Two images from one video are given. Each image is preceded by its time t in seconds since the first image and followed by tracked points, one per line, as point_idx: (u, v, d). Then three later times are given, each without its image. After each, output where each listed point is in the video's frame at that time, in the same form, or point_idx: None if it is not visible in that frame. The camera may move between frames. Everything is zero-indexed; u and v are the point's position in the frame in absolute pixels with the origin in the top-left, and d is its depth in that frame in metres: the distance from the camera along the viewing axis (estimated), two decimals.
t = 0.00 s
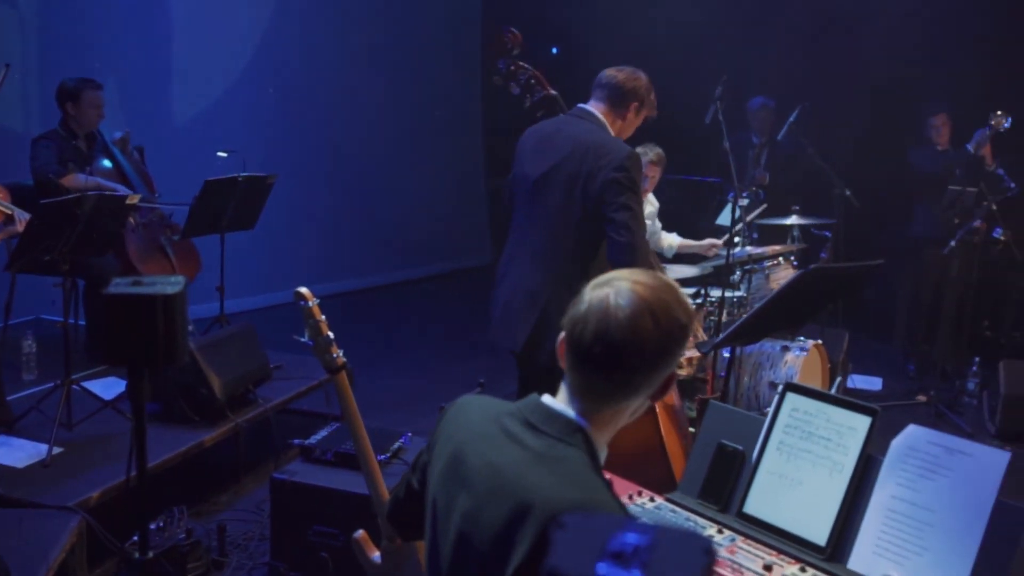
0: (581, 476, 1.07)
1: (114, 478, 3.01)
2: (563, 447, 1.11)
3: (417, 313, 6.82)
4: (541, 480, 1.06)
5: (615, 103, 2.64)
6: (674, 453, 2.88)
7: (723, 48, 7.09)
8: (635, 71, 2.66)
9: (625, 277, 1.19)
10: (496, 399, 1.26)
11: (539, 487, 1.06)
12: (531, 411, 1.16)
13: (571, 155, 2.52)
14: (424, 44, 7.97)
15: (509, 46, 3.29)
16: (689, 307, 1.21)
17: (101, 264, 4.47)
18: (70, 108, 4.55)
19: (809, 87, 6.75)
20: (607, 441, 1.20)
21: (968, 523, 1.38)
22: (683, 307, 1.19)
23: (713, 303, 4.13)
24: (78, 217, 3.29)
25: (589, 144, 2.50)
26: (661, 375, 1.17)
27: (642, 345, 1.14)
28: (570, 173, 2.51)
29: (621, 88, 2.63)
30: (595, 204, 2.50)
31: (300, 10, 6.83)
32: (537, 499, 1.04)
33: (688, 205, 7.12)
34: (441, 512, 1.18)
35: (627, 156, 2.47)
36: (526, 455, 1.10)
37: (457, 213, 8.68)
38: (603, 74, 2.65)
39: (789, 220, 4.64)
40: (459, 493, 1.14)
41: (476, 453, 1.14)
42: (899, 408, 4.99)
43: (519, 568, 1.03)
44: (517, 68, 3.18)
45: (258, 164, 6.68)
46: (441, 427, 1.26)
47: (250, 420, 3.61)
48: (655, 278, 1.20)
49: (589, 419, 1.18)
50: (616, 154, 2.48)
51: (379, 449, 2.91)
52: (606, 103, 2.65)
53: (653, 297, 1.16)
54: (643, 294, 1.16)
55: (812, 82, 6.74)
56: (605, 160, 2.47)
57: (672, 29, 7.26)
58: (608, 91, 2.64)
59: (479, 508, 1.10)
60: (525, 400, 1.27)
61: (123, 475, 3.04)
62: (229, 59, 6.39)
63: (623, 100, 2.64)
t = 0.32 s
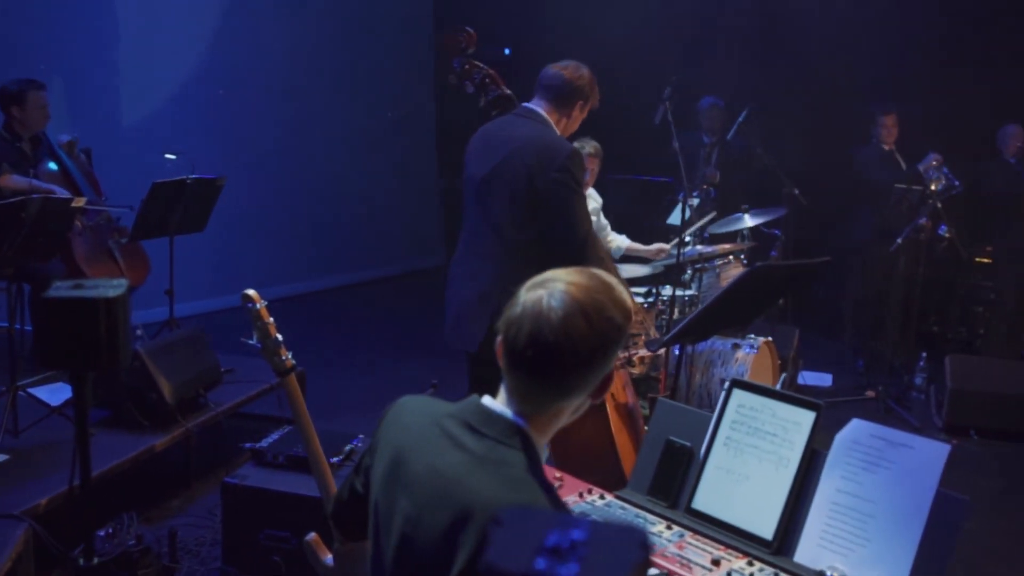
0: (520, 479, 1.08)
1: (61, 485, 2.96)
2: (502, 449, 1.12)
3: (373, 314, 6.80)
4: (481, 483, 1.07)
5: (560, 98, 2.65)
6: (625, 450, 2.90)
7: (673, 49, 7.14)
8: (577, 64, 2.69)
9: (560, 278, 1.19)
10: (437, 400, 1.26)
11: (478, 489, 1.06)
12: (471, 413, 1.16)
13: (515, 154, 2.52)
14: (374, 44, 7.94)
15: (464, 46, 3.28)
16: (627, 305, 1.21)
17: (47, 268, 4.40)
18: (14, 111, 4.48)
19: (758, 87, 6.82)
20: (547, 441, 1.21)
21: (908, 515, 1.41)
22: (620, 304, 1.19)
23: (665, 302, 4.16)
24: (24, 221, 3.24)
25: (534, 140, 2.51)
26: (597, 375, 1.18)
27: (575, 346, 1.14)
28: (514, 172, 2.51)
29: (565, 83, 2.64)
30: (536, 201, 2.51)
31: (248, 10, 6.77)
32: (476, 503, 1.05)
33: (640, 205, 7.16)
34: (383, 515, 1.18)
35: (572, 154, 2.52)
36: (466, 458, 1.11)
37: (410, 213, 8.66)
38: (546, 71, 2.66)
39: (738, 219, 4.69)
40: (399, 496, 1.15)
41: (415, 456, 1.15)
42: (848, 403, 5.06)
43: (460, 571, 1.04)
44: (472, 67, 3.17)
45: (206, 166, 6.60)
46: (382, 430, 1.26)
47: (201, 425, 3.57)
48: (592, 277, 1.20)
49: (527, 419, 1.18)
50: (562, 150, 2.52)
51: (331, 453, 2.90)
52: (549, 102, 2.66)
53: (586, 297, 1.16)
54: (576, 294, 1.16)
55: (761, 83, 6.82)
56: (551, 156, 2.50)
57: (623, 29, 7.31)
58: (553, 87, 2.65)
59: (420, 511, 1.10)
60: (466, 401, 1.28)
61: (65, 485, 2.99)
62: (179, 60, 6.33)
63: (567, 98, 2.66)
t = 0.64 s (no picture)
0: (472, 479, 1.09)
1: (19, 493, 2.93)
2: (452, 450, 1.12)
3: (338, 317, 6.78)
4: (433, 484, 1.07)
5: (516, 95, 2.66)
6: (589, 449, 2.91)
7: (635, 49, 7.18)
8: (531, 61, 2.69)
9: (501, 271, 1.18)
10: (387, 404, 1.27)
11: (430, 489, 1.07)
12: (422, 414, 1.17)
13: (472, 154, 2.52)
14: (335, 45, 7.91)
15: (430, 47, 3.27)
16: (574, 304, 1.18)
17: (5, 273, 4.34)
18: None
19: (719, 88, 6.87)
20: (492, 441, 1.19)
21: (866, 511, 1.43)
22: (559, 300, 1.16)
23: (628, 301, 4.18)
24: None
25: (488, 140, 2.52)
26: (536, 372, 1.15)
27: (507, 338, 1.12)
28: (470, 172, 2.51)
29: (520, 79, 2.65)
30: (493, 201, 2.51)
31: (208, 10, 6.73)
32: (428, 502, 1.06)
33: (603, 204, 7.18)
34: (335, 519, 1.18)
35: (526, 151, 2.53)
36: (416, 460, 1.11)
37: (374, 215, 8.64)
38: (501, 68, 2.66)
39: (700, 219, 4.72)
40: (351, 499, 1.15)
41: (366, 459, 1.15)
42: (811, 400, 5.11)
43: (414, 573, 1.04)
44: (438, 66, 3.16)
45: (166, 168, 6.53)
46: (334, 433, 1.26)
47: (163, 429, 3.54)
48: (538, 272, 1.18)
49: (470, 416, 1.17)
50: (516, 150, 2.52)
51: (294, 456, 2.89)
52: (504, 101, 2.66)
53: (524, 289, 1.14)
54: (516, 287, 1.14)
55: (722, 84, 6.87)
56: (506, 157, 2.51)
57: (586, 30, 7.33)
58: (508, 84, 2.66)
59: (370, 513, 1.10)
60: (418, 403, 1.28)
61: (24, 491, 2.95)
62: (139, 61, 6.27)
63: (522, 96, 2.66)
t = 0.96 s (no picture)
0: (419, 476, 1.09)
1: None
2: (399, 448, 1.12)
3: (299, 319, 6.73)
4: (381, 481, 1.07)
5: (470, 91, 2.65)
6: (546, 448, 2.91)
7: (594, 48, 7.21)
8: (484, 56, 2.68)
9: (449, 267, 1.19)
10: (340, 407, 1.27)
11: (377, 487, 1.07)
12: (371, 415, 1.17)
13: (424, 153, 2.51)
14: (293, 45, 7.87)
15: (390, 43, 3.22)
16: (520, 304, 1.17)
17: None
18: None
19: (678, 87, 6.92)
20: (433, 436, 1.18)
21: (818, 505, 1.44)
22: (497, 295, 1.15)
23: (589, 299, 4.19)
24: None
25: (440, 139, 2.51)
26: (470, 367, 1.14)
27: (439, 328, 1.12)
28: (422, 172, 2.49)
29: (474, 74, 2.64)
30: (446, 199, 2.49)
31: (164, 10, 6.66)
32: (376, 500, 1.06)
33: (564, 204, 7.21)
34: (288, 519, 1.18)
35: (477, 148, 2.52)
36: (365, 458, 1.12)
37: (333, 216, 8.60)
38: (453, 63, 2.66)
39: (660, 217, 4.75)
40: (302, 500, 1.15)
41: (317, 459, 1.15)
42: (771, 396, 5.16)
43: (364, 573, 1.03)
44: (399, 65, 3.15)
45: (122, 169, 6.46)
46: (286, 436, 1.26)
47: (121, 434, 3.51)
48: (487, 268, 1.18)
49: (410, 409, 1.17)
50: (467, 147, 2.51)
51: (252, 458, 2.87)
52: (457, 98, 2.66)
53: (463, 282, 1.14)
54: (459, 280, 1.14)
55: (681, 83, 6.91)
56: (457, 154, 2.49)
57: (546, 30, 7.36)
58: (462, 80, 2.65)
59: (320, 514, 1.10)
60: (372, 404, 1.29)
61: None
62: (94, 61, 6.20)
63: (475, 92, 2.66)
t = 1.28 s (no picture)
0: (379, 467, 1.08)
1: None
2: (357, 441, 1.11)
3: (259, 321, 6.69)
4: (341, 475, 1.06)
5: (414, 83, 2.55)
6: (503, 445, 2.92)
7: (553, 45, 7.20)
8: (428, 44, 2.58)
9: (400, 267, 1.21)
10: (294, 406, 1.26)
11: (335, 480, 1.06)
12: (328, 410, 1.16)
13: (371, 152, 2.47)
14: (248, 43, 7.81)
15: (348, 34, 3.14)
16: (467, 295, 1.18)
17: None
18: None
19: (636, 84, 6.94)
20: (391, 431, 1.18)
21: (768, 497, 1.46)
22: (441, 286, 1.16)
23: (548, 296, 4.20)
24: None
25: (384, 138, 2.46)
26: (415, 356, 1.14)
27: (381, 316, 1.14)
28: (369, 171, 2.47)
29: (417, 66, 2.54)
30: (394, 196, 2.47)
31: (117, 8, 6.57)
32: (334, 493, 1.05)
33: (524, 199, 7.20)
34: (247, 518, 1.16)
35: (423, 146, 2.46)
36: (323, 452, 1.10)
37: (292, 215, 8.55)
38: (395, 56, 2.56)
39: (618, 213, 4.76)
40: (259, 495, 1.13)
41: (274, 456, 1.13)
42: (731, 390, 5.19)
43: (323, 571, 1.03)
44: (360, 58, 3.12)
45: (75, 169, 6.36)
46: (241, 435, 1.25)
47: (76, 436, 3.46)
48: (436, 265, 1.20)
49: (368, 402, 1.17)
50: (413, 143, 2.46)
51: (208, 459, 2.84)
52: (401, 90, 2.56)
53: (407, 275, 1.16)
54: (404, 274, 1.16)
55: (639, 80, 6.94)
56: (404, 150, 2.44)
57: (504, 28, 7.36)
58: (405, 73, 2.56)
59: (277, 508, 1.08)
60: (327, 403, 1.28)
61: None
62: (46, 59, 6.10)
63: (422, 84, 2.57)
